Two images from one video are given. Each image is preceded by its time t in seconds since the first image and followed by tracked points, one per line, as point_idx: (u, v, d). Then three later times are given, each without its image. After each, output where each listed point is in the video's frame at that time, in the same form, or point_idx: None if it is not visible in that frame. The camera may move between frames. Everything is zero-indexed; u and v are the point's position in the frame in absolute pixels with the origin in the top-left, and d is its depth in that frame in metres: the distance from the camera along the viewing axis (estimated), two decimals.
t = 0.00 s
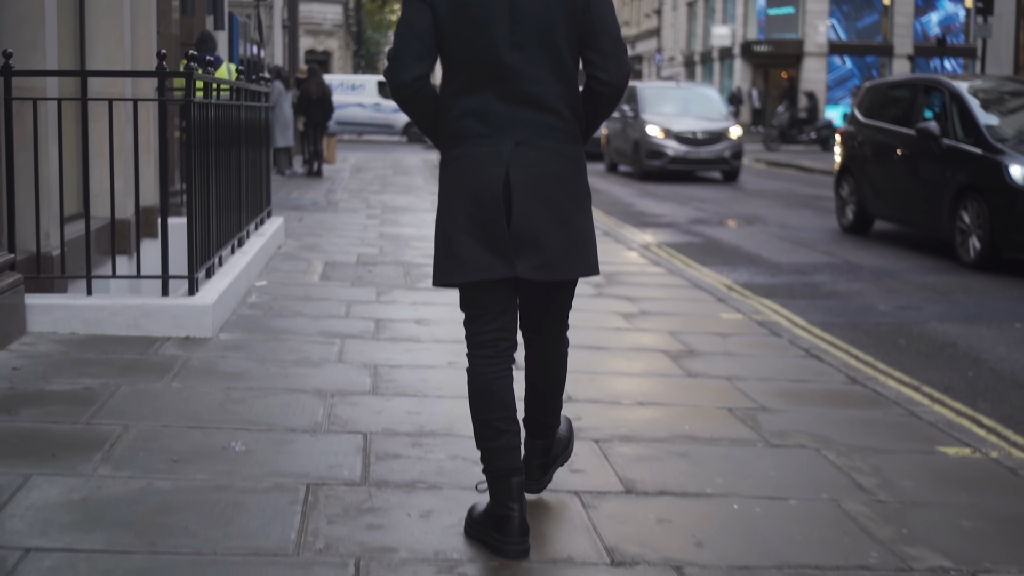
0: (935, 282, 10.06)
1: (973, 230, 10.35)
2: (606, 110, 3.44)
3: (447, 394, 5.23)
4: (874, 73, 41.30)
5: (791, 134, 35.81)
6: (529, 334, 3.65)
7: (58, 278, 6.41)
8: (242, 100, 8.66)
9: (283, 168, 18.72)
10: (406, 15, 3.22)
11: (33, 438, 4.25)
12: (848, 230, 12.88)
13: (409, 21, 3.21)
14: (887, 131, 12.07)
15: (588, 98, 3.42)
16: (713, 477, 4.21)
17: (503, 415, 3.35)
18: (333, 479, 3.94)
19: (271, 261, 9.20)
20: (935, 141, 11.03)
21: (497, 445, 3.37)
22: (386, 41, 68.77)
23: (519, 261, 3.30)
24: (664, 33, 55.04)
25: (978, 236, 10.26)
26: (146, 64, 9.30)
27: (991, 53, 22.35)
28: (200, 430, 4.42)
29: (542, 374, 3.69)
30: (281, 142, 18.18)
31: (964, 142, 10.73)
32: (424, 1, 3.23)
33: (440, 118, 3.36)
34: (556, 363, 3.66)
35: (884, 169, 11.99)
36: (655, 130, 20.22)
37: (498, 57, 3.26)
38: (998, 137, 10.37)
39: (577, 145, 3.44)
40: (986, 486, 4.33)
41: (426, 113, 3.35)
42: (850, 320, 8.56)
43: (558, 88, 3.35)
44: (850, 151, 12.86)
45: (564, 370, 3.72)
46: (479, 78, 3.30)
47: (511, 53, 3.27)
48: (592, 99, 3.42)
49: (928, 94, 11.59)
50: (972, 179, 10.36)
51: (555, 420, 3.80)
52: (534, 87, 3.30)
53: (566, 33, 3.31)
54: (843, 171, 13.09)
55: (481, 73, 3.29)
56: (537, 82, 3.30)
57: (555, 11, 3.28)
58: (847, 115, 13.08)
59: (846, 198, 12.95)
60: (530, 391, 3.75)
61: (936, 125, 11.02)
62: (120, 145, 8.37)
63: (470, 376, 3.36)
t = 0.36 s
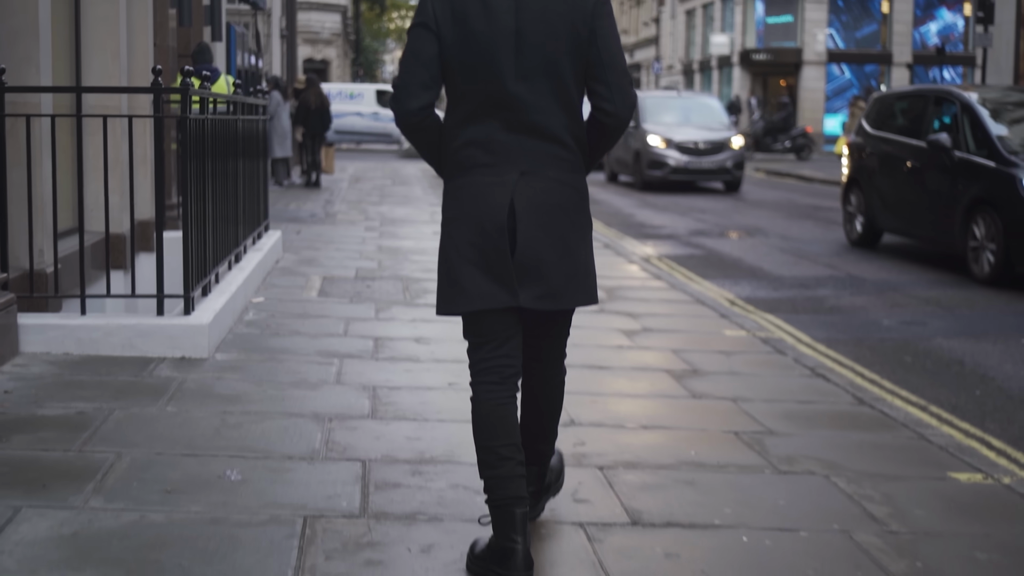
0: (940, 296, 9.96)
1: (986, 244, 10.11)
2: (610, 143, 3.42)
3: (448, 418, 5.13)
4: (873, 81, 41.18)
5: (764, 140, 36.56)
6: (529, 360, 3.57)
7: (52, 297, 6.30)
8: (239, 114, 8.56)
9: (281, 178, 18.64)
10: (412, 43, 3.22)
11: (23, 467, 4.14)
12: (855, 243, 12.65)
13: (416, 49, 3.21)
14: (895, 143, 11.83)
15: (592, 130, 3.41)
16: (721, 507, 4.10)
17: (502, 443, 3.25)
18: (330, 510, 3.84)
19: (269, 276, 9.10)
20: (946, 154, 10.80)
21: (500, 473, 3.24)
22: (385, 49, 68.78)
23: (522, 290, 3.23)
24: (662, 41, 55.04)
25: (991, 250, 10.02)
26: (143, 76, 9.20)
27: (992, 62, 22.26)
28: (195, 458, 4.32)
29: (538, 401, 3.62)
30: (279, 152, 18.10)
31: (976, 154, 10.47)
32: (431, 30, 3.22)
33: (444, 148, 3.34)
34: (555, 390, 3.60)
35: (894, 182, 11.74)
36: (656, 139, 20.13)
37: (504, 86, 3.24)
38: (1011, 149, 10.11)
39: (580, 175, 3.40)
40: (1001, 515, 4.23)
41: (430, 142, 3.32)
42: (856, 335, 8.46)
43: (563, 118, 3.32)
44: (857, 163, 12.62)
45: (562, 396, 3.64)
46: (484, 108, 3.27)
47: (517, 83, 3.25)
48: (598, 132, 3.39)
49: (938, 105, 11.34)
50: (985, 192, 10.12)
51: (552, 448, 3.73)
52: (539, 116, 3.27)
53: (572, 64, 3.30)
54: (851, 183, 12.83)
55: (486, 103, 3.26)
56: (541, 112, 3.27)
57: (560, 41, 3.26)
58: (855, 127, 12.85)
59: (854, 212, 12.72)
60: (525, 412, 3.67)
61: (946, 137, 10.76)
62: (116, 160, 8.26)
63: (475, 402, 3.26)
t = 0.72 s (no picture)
0: (947, 316, 9.85)
1: (1002, 265, 9.83)
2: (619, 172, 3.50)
3: (451, 447, 5.01)
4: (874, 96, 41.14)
5: (750, 151, 37.25)
6: (541, 394, 3.56)
7: (48, 321, 6.20)
8: (240, 132, 8.46)
9: (281, 194, 18.53)
10: (425, 72, 3.28)
11: (15, 501, 4.02)
12: (866, 263, 12.39)
13: (430, 79, 3.27)
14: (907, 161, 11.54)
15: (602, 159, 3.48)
16: (732, 543, 3.98)
17: (499, 462, 3.26)
18: (332, 547, 3.73)
19: (269, 295, 8.99)
20: (960, 171, 10.51)
21: (500, 494, 3.23)
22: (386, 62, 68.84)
23: (536, 319, 3.30)
24: (664, 54, 55.05)
25: (1008, 272, 9.74)
26: (142, 93, 9.09)
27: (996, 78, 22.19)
28: (193, 492, 4.20)
29: (550, 435, 3.61)
30: (279, 167, 18.00)
31: (991, 172, 10.17)
32: (442, 58, 3.28)
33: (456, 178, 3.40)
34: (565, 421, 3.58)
35: (905, 200, 11.44)
36: (660, 155, 20.04)
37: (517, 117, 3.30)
38: None
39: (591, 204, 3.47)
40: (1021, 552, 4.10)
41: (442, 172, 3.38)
42: (864, 357, 8.33)
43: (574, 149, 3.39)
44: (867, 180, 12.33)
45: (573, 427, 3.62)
46: (495, 138, 3.34)
47: (530, 114, 3.32)
48: (607, 164, 3.46)
49: (952, 121, 11.04)
50: (1001, 212, 9.83)
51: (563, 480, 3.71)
52: (552, 148, 3.33)
53: (583, 95, 3.36)
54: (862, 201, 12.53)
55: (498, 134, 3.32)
56: (555, 143, 3.34)
57: (573, 73, 3.33)
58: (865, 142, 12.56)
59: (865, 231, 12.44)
60: (537, 448, 3.67)
61: (961, 154, 10.47)
62: (114, 179, 8.15)
63: (480, 429, 3.32)
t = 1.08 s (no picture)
0: (951, 342, 9.76)
1: (1016, 293, 9.54)
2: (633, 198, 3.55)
3: (452, 483, 4.89)
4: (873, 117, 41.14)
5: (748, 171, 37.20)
6: (551, 425, 3.55)
7: (40, 351, 6.08)
8: (238, 156, 8.36)
9: (279, 216, 18.42)
10: (435, 102, 3.34)
11: (2, 544, 3.89)
12: (875, 289, 12.15)
13: (440, 109, 3.33)
14: (915, 184, 11.27)
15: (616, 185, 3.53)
16: None
17: (489, 471, 3.38)
18: None
19: (267, 322, 8.88)
20: (972, 197, 10.20)
21: (492, 499, 3.35)
22: (386, 81, 69.04)
23: (552, 348, 3.35)
24: (662, 74, 55.11)
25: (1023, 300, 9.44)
26: (139, 117, 8.98)
27: (996, 100, 22.16)
28: (186, 533, 4.08)
29: (559, 466, 3.58)
30: (277, 189, 17.90)
31: (1003, 198, 9.86)
32: (452, 88, 3.35)
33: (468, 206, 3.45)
34: (572, 456, 3.56)
35: (914, 224, 11.17)
36: (662, 177, 19.95)
37: (530, 146, 3.36)
38: None
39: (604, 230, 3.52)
40: None
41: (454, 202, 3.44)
42: (870, 385, 8.21)
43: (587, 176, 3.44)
44: (874, 204, 12.07)
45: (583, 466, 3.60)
46: (507, 167, 3.38)
47: (541, 143, 3.38)
48: (620, 192, 3.51)
49: (961, 144, 10.72)
50: (1014, 239, 9.52)
51: (570, 520, 3.65)
52: (566, 175, 3.38)
53: (595, 124, 3.43)
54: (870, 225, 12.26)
55: (509, 163, 3.37)
56: (569, 170, 3.39)
57: (583, 102, 3.40)
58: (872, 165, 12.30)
59: (873, 255, 12.18)
60: (542, 484, 3.66)
61: (971, 179, 10.16)
62: (110, 204, 8.05)
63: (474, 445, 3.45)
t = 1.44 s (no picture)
0: (950, 372, 9.66)
1: None
2: (637, 228, 3.50)
3: (447, 525, 4.76)
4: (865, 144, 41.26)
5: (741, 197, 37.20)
6: (551, 462, 3.47)
7: (25, 387, 5.95)
8: (229, 185, 8.24)
9: (271, 243, 18.30)
10: (438, 137, 3.27)
11: None
12: (876, 318, 11.96)
13: (442, 144, 3.26)
14: (917, 213, 11.10)
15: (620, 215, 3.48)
16: None
17: (480, 488, 3.39)
18: None
19: (258, 354, 8.75)
20: (978, 227, 10.03)
21: (487, 516, 3.38)
22: (379, 107, 69.10)
23: (557, 383, 3.31)
24: (654, 100, 55.25)
25: None
26: (129, 145, 8.87)
27: (990, 126, 22.17)
28: None
29: (558, 507, 3.47)
30: (269, 217, 17.80)
31: (1010, 229, 9.68)
32: (455, 121, 3.28)
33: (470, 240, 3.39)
34: (573, 497, 3.45)
35: (916, 253, 10.99)
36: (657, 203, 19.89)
37: (533, 179, 3.31)
38: None
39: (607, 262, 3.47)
40: None
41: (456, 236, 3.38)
42: (870, 416, 8.10)
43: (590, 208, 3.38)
44: (874, 232, 11.89)
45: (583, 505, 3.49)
46: (509, 201, 3.32)
47: (544, 176, 3.32)
48: (624, 222, 3.46)
49: (965, 173, 10.55)
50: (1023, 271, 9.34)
51: (569, 563, 3.53)
52: (569, 207, 3.33)
53: (600, 154, 3.38)
54: (871, 253, 12.07)
55: (511, 197, 3.31)
56: (573, 203, 3.34)
57: (586, 133, 3.34)
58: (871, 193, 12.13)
59: (874, 284, 11.99)
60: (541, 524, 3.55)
61: (978, 209, 9.98)
62: (99, 235, 7.93)
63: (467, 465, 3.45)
